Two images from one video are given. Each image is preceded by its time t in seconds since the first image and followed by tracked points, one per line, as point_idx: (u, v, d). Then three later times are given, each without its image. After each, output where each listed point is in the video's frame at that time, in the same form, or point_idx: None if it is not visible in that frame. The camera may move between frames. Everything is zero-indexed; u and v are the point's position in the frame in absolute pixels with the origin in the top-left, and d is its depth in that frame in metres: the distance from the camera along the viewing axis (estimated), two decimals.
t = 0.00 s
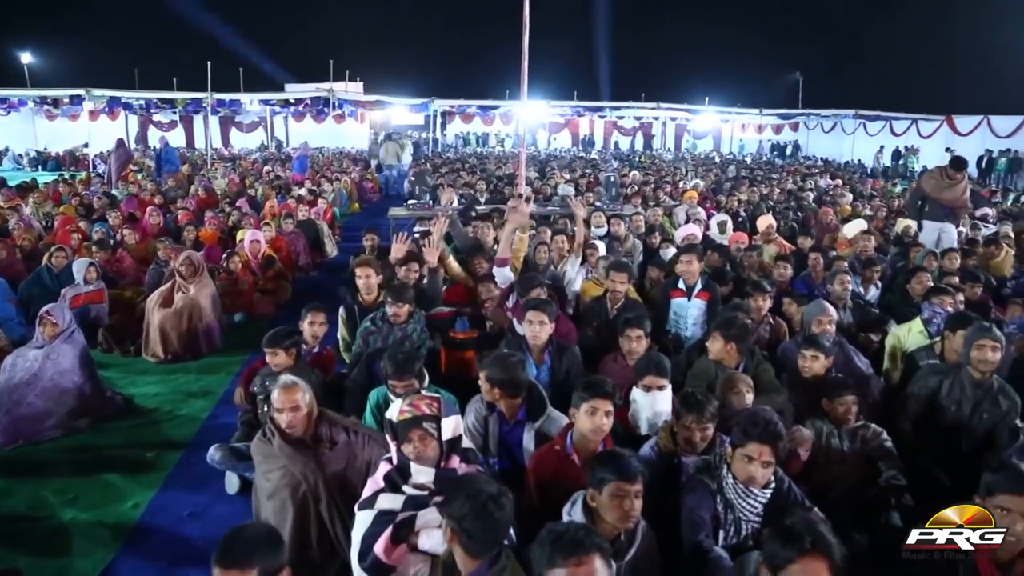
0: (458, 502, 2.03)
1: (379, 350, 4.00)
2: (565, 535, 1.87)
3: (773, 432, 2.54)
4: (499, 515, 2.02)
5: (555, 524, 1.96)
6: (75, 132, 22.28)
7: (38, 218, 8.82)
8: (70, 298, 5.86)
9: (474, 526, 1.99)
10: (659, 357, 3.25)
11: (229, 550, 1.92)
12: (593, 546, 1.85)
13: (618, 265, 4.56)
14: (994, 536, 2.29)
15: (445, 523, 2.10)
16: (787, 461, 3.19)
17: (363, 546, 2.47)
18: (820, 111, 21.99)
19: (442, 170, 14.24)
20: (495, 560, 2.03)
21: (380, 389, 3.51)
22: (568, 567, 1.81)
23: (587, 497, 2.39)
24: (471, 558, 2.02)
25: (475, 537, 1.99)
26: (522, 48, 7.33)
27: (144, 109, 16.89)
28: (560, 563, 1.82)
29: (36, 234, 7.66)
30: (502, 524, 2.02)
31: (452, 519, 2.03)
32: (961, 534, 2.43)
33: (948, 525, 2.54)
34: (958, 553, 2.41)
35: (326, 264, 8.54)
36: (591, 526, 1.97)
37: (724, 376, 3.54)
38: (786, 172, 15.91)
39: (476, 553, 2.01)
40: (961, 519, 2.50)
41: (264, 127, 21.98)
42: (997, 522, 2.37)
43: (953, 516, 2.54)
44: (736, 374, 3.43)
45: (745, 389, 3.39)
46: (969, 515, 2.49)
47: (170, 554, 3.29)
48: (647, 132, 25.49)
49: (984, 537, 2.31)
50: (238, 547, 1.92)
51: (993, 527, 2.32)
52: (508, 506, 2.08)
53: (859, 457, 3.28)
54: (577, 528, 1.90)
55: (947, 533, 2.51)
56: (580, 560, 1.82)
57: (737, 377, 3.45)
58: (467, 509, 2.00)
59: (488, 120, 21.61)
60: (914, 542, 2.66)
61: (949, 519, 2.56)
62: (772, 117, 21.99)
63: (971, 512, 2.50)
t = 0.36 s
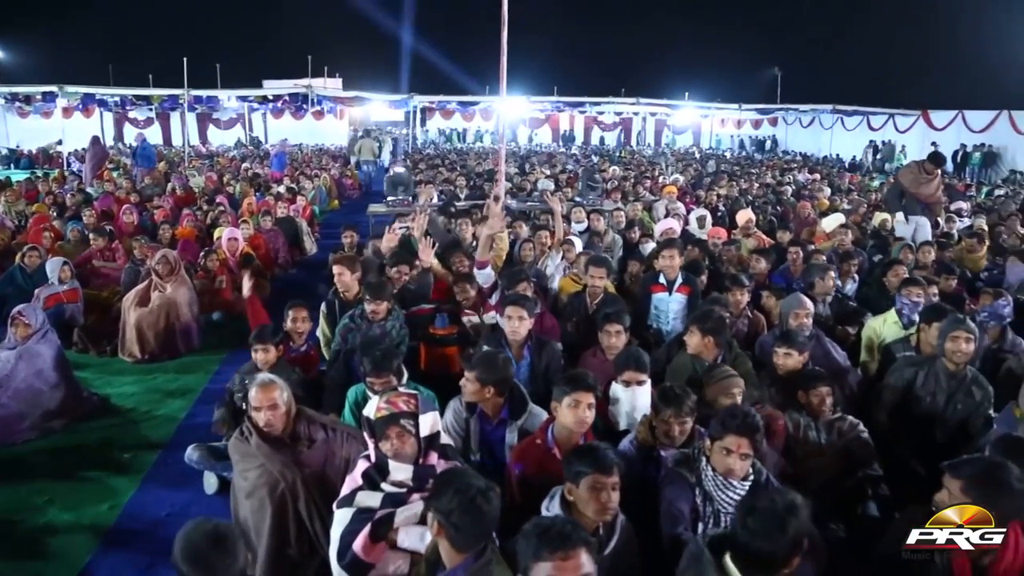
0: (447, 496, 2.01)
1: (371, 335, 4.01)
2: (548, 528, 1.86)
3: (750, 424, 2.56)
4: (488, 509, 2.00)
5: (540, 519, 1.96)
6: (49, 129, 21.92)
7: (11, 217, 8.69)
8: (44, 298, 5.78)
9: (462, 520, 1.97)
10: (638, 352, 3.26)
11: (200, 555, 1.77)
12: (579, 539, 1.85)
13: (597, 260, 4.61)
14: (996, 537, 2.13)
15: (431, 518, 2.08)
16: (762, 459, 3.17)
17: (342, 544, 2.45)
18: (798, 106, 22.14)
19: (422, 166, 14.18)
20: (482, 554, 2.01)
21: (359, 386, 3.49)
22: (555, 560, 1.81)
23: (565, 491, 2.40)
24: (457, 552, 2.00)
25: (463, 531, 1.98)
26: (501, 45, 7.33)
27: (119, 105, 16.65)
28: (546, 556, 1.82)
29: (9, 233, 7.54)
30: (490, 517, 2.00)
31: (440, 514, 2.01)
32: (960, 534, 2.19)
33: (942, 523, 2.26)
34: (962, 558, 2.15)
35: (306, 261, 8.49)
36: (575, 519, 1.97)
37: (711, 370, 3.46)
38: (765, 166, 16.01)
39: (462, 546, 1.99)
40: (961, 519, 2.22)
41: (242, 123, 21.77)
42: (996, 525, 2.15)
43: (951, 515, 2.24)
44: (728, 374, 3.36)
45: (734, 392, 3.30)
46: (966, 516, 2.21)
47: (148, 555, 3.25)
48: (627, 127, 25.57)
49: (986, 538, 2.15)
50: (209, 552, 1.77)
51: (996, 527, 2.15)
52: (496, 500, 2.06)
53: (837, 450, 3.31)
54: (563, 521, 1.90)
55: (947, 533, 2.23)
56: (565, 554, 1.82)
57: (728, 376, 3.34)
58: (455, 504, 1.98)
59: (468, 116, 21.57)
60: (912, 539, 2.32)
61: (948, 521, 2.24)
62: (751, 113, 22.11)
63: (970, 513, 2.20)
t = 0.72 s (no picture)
0: (427, 492, 1.99)
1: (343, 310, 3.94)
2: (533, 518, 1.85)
3: (731, 419, 2.58)
4: (470, 505, 1.99)
5: (529, 514, 1.94)
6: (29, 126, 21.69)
7: None
8: (23, 297, 5.67)
9: (442, 515, 1.96)
10: (620, 349, 3.27)
11: (164, 549, 1.79)
12: (570, 530, 1.80)
13: (580, 256, 4.59)
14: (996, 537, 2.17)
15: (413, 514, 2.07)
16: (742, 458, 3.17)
17: (323, 542, 2.44)
18: (782, 102, 22.26)
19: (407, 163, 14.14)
20: (464, 549, 2.00)
21: (341, 384, 3.47)
22: (547, 555, 1.75)
23: (545, 486, 2.40)
24: (439, 549, 1.99)
25: (445, 527, 1.96)
26: (484, 40, 7.31)
27: (100, 101, 16.49)
28: (538, 550, 1.75)
29: None
30: (472, 513, 1.99)
31: (421, 510, 1.99)
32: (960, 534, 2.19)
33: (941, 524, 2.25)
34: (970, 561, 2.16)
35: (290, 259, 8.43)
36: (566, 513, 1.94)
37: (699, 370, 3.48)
38: (750, 162, 16.09)
39: (444, 543, 1.98)
40: (961, 519, 2.21)
41: (225, 120, 21.63)
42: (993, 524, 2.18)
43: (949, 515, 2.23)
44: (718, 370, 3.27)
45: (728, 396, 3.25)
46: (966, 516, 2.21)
47: (128, 555, 3.23)
48: (612, 123, 25.62)
49: (986, 538, 2.18)
50: (174, 546, 1.79)
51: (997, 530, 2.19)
52: (478, 495, 2.05)
53: (818, 444, 3.33)
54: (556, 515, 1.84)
55: (948, 534, 2.22)
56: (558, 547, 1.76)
57: (725, 382, 3.26)
58: (436, 500, 1.96)
59: (453, 112, 21.55)
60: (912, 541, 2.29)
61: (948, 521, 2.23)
62: (735, 109, 22.21)
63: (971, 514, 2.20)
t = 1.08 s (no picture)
0: (405, 490, 1.98)
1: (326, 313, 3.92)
2: (511, 512, 1.83)
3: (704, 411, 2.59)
4: (447, 501, 1.99)
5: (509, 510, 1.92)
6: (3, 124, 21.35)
7: None
8: None
9: (420, 512, 1.95)
10: (597, 346, 3.27)
11: (138, 555, 1.78)
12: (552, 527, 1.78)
13: (559, 253, 4.61)
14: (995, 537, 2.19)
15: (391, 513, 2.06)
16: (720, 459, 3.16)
17: (300, 542, 2.43)
18: (762, 99, 22.39)
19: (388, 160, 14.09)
20: (442, 546, 1.99)
21: (320, 382, 3.46)
22: (526, 550, 1.71)
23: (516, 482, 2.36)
24: (418, 546, 1.98)
25: (423, 524, 1.95)
26: (465, 36, 7.29)
27: (76, 99, 16.28)
28: (516, 545, 1.72)
29: None
30: (450, 510, 1.99)
31: (398, 507, 1.98)
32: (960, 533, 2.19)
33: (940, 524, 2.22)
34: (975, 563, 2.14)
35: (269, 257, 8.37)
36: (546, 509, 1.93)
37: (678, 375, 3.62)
38: (730, 159, 16.18)
39: (423, 539, 1.96)
40: (961, 519, 2.21)
41: (205, 117, 21.43)
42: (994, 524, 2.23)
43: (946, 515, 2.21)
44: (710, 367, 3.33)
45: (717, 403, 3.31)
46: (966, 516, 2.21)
47: (103, 557, 3.20)
48: (594, 121, 25.67)
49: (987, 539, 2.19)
50: (147, 551, 1.79)
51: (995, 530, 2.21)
52: (455, 493, 2.05)
53: (796, 438, 3.36)
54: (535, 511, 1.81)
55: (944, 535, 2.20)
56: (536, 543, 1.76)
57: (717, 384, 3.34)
58: (415, 496, 1.95)
59: (435, 109, 21.50)
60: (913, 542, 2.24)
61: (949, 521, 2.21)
62: (716, 106, 22.32)
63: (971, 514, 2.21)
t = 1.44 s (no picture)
0: (383, 489, 1.97)
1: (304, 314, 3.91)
2: (487, 509, 1.83)
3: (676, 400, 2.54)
4: (426, 498, 1.98)
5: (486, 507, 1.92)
6: None
7: None
8: None
9: (398, 509, 1.93)
10: (573, 343, 3.26)
11: (101, 558, 1.77)
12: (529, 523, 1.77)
13: (537, 250, 4.61)
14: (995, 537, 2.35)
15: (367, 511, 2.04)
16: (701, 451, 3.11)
17: (277, 542, 2.39)
18: (741, 96, 22.53)
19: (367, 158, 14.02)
20: (420, 543, 1.98)
21: (297, 381, 3.43)
22: (503, 544, 1.70)
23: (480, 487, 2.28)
24: (395, 543, 1.96)
25: (402, 522, 1.94)
26: (443, 33, 7.26)
27: (49, 96, 16.02)
28: (493, 540, 1.72)
29: None
30: (428, 507, 1.98)
31: (376, 504, 1.97)
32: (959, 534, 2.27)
33: (942, 524, 2.27)
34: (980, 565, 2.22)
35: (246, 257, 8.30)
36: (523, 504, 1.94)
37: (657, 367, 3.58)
38: (709, 156, 16.26)
39: (401, 537, 1.95)
40: (962, 519, 2.32)
41: (181, 115, 21.19)
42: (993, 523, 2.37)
43: (948, 516, 2.28)
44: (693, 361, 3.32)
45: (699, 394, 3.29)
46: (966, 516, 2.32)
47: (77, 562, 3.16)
48: (574, 118, 25.69)
49: (985, 538, 2.34)
50: (113, 554, 1.77)
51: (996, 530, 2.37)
52: (433, 491, 2.04)
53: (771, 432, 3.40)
54: (513, 507, 1.80)
55: (947, 534, 2.25)
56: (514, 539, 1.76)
57: (697, 369, 3.31)
58: (393, 494, 1.94)
59: (415, 106, 21.42)
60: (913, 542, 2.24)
61: (949, 520, 2.28)
62: (695, 103, 22.42)
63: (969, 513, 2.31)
